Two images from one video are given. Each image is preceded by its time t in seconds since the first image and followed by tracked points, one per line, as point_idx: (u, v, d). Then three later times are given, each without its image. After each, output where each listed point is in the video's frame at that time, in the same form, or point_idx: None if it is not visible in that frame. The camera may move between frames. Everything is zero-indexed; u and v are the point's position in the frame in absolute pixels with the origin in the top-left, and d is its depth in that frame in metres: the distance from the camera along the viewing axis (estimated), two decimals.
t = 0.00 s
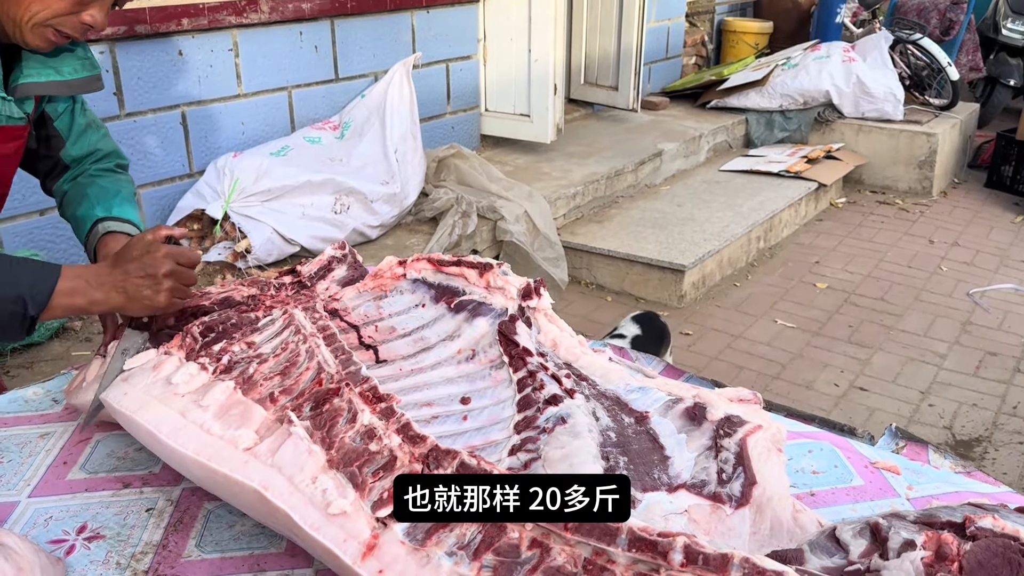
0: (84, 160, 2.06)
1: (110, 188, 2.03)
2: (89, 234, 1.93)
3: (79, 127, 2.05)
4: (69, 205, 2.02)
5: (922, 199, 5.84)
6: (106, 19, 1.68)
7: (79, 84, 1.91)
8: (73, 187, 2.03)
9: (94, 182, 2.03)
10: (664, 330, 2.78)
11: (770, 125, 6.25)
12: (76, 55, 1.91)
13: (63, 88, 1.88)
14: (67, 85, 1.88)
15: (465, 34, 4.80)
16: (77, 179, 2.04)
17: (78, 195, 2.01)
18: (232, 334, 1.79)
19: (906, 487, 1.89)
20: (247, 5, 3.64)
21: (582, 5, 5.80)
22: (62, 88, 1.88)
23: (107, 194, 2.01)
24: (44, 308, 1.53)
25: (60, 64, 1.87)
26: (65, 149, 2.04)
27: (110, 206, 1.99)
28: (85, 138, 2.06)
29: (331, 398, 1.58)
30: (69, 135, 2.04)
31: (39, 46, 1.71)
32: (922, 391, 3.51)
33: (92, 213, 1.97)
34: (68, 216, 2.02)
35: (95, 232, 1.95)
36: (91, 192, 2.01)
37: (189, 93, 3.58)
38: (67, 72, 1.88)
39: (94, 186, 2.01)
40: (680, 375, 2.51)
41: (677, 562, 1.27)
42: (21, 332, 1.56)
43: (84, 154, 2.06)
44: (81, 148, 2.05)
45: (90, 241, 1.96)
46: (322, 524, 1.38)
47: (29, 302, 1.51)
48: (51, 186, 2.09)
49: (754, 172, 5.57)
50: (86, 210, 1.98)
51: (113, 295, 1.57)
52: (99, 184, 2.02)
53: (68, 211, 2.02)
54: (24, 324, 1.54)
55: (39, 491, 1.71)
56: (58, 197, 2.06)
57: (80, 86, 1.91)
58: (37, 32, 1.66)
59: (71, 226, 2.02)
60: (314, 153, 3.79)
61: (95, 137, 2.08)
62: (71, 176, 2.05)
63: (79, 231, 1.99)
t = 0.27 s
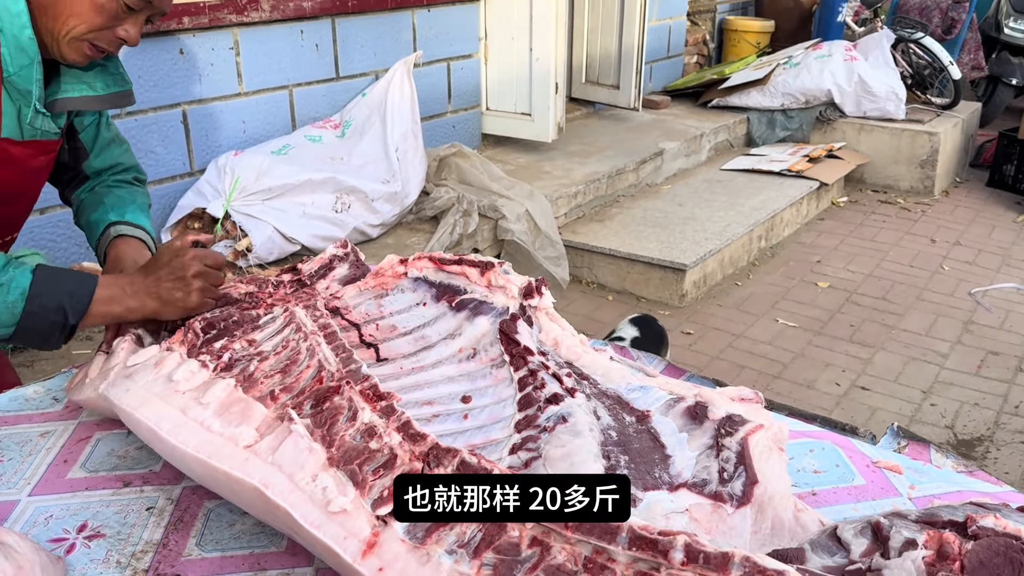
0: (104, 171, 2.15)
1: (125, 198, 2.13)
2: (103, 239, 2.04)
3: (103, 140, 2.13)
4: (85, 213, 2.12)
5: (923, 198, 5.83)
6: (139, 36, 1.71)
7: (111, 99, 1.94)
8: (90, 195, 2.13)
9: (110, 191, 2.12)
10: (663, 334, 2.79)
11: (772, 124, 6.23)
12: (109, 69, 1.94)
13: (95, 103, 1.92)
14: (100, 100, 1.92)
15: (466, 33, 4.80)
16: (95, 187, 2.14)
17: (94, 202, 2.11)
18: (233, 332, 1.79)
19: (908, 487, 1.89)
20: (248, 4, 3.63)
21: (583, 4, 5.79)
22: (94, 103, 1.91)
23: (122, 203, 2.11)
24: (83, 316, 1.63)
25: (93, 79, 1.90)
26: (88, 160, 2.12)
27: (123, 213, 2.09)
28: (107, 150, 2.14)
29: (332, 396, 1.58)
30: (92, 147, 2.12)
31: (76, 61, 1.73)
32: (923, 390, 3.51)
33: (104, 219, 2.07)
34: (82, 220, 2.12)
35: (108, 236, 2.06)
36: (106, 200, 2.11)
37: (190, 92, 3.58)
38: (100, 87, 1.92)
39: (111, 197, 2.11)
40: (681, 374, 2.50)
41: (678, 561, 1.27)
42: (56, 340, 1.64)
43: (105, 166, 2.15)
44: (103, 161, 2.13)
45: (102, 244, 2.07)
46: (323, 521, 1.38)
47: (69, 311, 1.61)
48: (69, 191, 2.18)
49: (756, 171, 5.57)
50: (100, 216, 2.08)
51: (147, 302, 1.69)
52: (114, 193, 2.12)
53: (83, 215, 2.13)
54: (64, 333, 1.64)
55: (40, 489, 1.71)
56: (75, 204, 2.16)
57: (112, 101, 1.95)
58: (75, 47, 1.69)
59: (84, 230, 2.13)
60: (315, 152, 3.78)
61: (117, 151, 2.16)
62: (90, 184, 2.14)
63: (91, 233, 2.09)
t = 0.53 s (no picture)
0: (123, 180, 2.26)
1: (139, 204, 2.23)
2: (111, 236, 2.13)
3: (126, 151, 2.25)
4: (98, 216, 2.22)
5: (925, 198, 5.82)
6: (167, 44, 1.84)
7: (139, 108, 2.04)
8: (105, 199, 2.23)
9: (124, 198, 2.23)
10: (654, 345, 2.81)
11: (773, 123, 6.21)
12: (138, 81, 2.04)
13: (124, 112, 2.02)
14: (128, 110, 2.02)
15: (468, 32, 4.80)
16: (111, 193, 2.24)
17: (108, 205, 2.22)
18: (236, 330, 1.79)
19: (910, 487, 1.88)
20: (249, 4, 3.63)
21: (585, 3, 5.79)
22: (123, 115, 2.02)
23: (135, 208, 2.21)
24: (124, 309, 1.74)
25: (123, 91, 2.01)
26: (109, 169, 2.24)
27: (134, 216, 2.19)
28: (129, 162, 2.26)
29: (333, 395, 1.59)
30: (115, 157, 2.24)
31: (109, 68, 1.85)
32: (925, 390, 3.50)
33: (116, 220, 2.17)
34: (95, 221, 2.22)
35: (116, 233, 2.15)
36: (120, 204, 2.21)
37: (192, 91, 3.59)
38: (129, 97, 2.02)
39: (124, 202, 2.21)
40: (683, 373, 2.50)
41: (678, 560, 1.27)
42: (96, 335, 1.76)
43: (124, 176, 2.26)
44: (123, 171, 2.25)
45: (110, 241, 2.16)
46: (323, 520, 1.38)
47: (112, 305, 1.72)
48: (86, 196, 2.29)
49: (757, 170, 5.56)
50: (112, 217, 2.18)
51: (184, 293, 1.79)
52: (128, 199, 2.23)
53: (96, 217, 2.23)
54: (106, 326, 1.75)
55: (41, 488, 1.71)
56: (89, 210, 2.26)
57: (140, 110, 2.05)
58: (106, 56, 1.81)
59: (94, 230, 2.22)
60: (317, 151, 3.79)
61: (138, 164, 2.28)
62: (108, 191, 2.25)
63: (101, 233, 2.19)
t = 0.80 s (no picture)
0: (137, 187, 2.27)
1: (149, 210, 2.23)
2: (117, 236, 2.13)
3: (144, 158, 2.26)
4: (106, 219, 2.22)
5: (927, 197, 5.81)
6: (197, 44, 1.86)
7: (167, 109, 2.05)
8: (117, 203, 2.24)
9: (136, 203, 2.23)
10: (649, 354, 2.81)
11: (775, 123, 6.21)
12: (167, 83, 2.06)
13: (152, 113, 2.03)
14: (156, 111, 2.03)
15: (469, 31, 4.79)
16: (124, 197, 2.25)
17: (118, 209, 2.22)
18: (241, 328, 1.79)
19: (913, 486, 1.88)
20: (252, 3, 3.63)
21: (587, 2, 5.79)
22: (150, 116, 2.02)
23: (145, 213, 2.22)
24: (159, 295, 1.79)
25: (150, 92, 2.02)
26: (125, 175, 2.24)
27: (142, 219, 2.19)
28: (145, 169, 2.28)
29: (337, 393, 1.59)
30: (133, 163, 2.25)
31: (138, 70, 1.89)
32: (927, 389, 3.50)
33: (124, 221, 2.18)
34: (104, 223, 2.22)
35: (123, 234, 2.15)
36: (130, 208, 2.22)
37: (194, 91, 3.59)
38: (156, 98, 2.03)
39: (134, 206, 2.22)
40: (686, 373, 2.50)
41: (682, 559, 1.27)
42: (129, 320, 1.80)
43: (139, 182, 2.27)
44: (139, 177, 2.26)
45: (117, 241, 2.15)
46: (327, 517, 1.38)
47: (146, 291, 1.77)
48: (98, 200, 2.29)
49: (759, 169, 5.56)
50: (122, 218, 2.18)
51: (220, 279, 1.84)
52: (140, 204, 2.23)
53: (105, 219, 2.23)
54: (142, 311, 1.79)
55: (45, 487, 1.71)
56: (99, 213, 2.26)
57: (168, 111, 2.06)
58: (136, 55, 1.84)
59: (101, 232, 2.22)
60: (319, 150, 3.79)
61: (153, 172, 2.30)
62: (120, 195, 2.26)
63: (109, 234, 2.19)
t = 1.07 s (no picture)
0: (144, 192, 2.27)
1: (154, 216, 2.22)
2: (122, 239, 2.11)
3: (152, 164, 2.27)
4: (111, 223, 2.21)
5: (928, 197, 5.81)
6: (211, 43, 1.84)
7: (182, 111, 2.04)
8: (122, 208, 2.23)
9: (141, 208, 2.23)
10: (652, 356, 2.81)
11: (776, 122, 6.21)
12: (181, 85, 2.05)
13: (168, 113, 2.01)
14: (172, 112, 2.02)
15: (470, 31, 4.79)
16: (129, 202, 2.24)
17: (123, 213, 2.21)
18: (243, 329, 1.79)
19: (914, 487, 1.88)
20: (253, 3, 3.63)
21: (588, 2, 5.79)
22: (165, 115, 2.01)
23: (150, 219, 2.21)
24: (178, 276, 1.76)
25: (168, 91, 2.01)
26: (132, 179, 2.24)
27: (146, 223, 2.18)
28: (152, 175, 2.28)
29: (338, 395, 1.59)
30: (141, 168, 2.25)
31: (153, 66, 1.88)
32: (928, 389, 3.50)
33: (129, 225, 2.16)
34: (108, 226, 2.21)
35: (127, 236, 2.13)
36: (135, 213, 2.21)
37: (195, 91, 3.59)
38: (172, 100, 2.02)
39: (139, 212, 2.21)
40: (686, 374, 2.50)
41: (682, 562, 1.27)
42: (150, 299, 1.78)
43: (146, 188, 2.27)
44: (146, 182, 2.26)
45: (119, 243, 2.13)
46: (328, 520, 1.38)
47: (167, 271, 1.74)
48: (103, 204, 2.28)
49: (760, 169, 5.56)
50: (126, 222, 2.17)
51: (239, 266, 1.82)
52: (145, 210, 2.23)
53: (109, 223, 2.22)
54: (161, 291, 1.77)
55: (46, 489, 1.71)
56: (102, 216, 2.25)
57: (184, 113, 2.05)
58: (155, 49, 1.83)
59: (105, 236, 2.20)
60: (320, 151, 3.79)
61: (159, 179, 2.30)
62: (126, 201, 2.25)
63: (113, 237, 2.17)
